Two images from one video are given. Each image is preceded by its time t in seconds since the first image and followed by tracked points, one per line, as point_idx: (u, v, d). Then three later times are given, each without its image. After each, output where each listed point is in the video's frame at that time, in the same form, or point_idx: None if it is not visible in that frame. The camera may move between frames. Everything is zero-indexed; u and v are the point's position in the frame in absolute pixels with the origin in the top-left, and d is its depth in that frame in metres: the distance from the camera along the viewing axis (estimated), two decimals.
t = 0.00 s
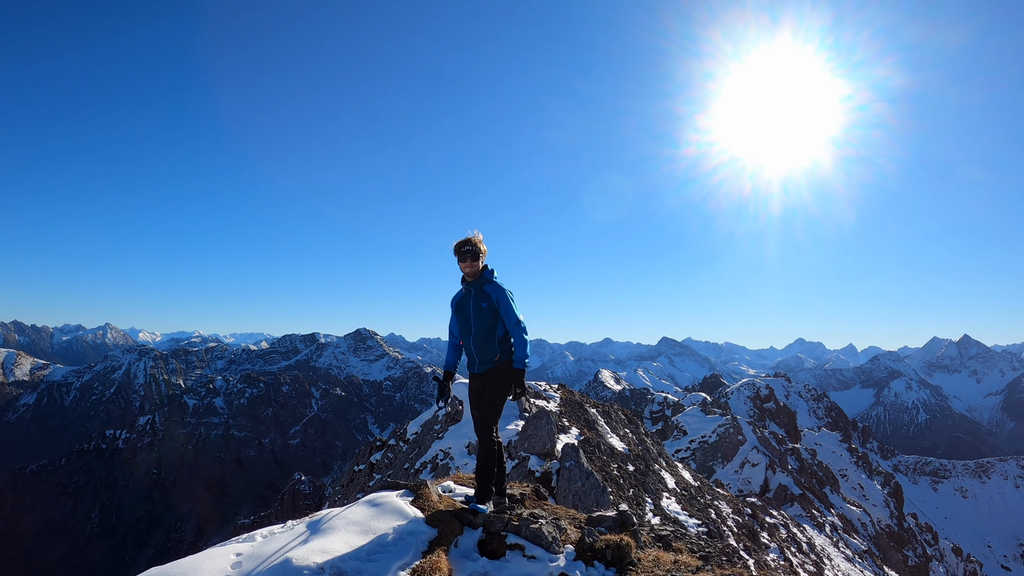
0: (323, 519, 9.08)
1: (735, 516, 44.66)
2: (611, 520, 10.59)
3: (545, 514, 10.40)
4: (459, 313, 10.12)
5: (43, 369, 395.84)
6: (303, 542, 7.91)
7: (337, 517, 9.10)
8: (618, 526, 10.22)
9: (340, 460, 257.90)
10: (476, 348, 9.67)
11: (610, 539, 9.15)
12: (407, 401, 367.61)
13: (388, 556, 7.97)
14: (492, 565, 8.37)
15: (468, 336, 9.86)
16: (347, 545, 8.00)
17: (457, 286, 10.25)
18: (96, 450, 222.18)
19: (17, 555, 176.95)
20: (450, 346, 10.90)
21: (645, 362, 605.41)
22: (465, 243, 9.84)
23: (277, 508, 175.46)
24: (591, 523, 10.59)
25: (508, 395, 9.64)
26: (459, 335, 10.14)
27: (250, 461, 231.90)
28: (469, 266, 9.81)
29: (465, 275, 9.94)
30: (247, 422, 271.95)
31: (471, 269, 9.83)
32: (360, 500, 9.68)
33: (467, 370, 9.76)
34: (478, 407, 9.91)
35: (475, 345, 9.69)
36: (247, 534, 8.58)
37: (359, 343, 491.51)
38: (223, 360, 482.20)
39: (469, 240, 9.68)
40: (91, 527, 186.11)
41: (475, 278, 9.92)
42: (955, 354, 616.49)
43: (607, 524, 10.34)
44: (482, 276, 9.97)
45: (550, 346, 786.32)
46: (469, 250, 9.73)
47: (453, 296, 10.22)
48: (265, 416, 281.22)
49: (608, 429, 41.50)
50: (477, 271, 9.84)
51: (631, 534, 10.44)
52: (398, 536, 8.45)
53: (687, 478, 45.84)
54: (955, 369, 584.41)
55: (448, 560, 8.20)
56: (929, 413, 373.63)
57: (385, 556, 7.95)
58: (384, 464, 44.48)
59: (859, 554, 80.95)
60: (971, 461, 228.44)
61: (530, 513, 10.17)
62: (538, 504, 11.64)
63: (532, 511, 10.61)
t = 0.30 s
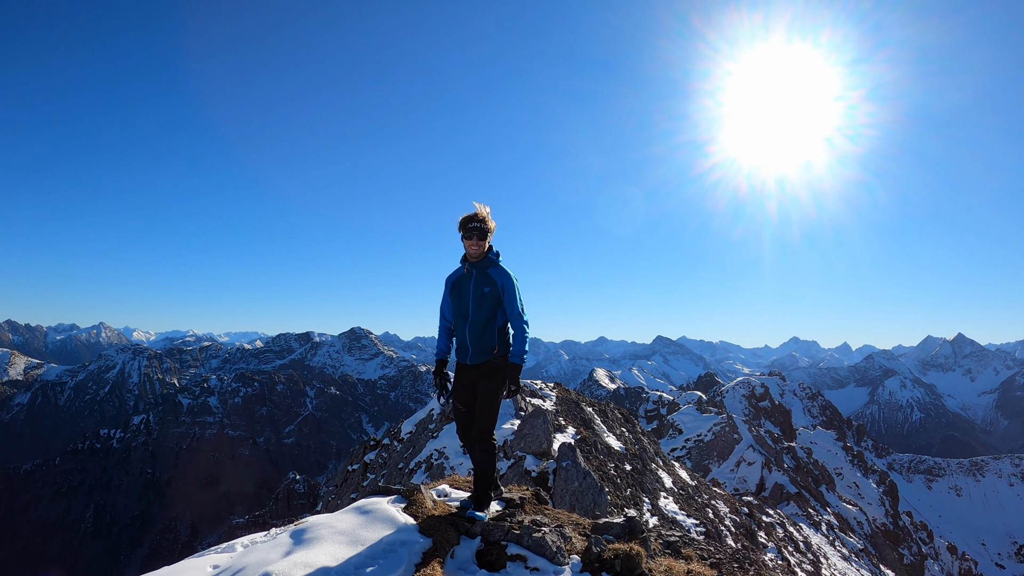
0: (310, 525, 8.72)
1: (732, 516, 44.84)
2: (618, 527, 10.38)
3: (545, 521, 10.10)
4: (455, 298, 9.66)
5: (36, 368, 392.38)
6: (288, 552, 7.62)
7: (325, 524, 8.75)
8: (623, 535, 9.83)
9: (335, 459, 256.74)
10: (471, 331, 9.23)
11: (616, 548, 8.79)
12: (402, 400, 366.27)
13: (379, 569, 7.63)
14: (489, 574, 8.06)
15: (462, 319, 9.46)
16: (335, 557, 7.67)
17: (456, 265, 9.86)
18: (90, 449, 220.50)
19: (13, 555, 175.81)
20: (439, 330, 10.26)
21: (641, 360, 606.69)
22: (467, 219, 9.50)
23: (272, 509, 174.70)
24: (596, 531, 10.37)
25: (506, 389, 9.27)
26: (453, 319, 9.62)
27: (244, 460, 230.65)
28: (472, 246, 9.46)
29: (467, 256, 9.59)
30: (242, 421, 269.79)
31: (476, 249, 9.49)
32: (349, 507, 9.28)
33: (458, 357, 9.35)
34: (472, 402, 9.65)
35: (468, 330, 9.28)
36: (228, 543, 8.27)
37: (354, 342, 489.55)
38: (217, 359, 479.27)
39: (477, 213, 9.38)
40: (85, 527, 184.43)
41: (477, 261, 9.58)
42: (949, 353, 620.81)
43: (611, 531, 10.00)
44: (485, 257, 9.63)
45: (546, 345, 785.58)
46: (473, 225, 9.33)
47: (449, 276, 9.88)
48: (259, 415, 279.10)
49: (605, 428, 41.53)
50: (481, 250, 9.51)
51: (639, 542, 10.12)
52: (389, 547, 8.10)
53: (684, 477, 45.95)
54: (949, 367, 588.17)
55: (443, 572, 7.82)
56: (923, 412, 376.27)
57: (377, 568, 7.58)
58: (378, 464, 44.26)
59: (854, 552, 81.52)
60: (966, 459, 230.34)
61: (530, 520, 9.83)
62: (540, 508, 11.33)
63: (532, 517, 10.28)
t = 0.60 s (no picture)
0: (294, 544, 7.37)
1: (728, 519, 44.78)
2: (624, 546, 9.38)
3: (546, 539, 9.38)
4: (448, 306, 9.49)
5: (29, 369, 389.01)
6: None
7: (309, 545, 7.37)
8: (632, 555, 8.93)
9: (329, 461, 255.08)
10: (469, 336, 9.06)
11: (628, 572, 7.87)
12: (396, 402, 365.07)
13: None
14: None
15: (459, 323, 9.24)
16: None
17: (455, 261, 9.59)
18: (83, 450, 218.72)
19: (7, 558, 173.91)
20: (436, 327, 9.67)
21: (636, 362, 608.26)
22: (469, 217, 9.23)
23: (265, 511, 173.82)
24: (599, 551, 9.27)
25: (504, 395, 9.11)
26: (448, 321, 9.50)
27: (238, 462, 229.90)
28: (475, 244, 9.18)
29: (470, 256, 9.33)
30: (236, 422, 268.33)
31: (479, 248, 9.24)
32: (335, 525, 8.02)
33: (453, 364, 9.09)
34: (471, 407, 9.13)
35: (468, 333, 9.11)
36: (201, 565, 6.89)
37: (348, 343, 488.06)
38: (211, 360, 476.36)
39: (484, 210, 9.12)
40: (77, 529, 182.54)
41: (479, 262, 9.37)
42: (943, 355, 625.82)
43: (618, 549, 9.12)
44: (488, 259, 9.47)
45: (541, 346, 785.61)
46: (477, 224, 9.09)
47: (447, 274, 9.58)
48: (253, 416, 277.53)
49: (601, 431, 41.48)
50: (483, 255, 9.37)
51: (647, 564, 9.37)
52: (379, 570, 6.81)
53: (681, 480, 45.98)
54: (943, 369, 592.23)
55: None
56: (917, 413, 378.97)
57: None
58: (372, 467, 43.85)
59: (850, 555, 81.74)
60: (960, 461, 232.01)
61: (533, 540, 8.88)
62: (538, 523, 10.60)
63: (533, 534, 9.46)
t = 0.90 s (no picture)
0: (278, 557, 7.14)
1: (725, 523, 44.87)
2: (627, 560, 9.05)
3: (542, 551, 9.16)
4: (431, 305, 8.91)
5: (24, 370, 385.82)
6: None
7: (294, 559, 7.10)
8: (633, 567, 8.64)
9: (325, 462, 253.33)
10: (459, 337, 8.65)
11: None
12: (391, 404, 363.67)
13: None
14: None
15: (446, 320, 8.78)
16: None
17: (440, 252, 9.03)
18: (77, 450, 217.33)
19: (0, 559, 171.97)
20: (421, 326, 8.87)
21: (631, 365, 608.58)
22: (455, 208, 8.72)
23: (259, 512, 173.12)
24: (599, 565, 9.06)
25: (496, 400, 8.88)
26: (433, 318, 8.94)
27: (233, 463, 228.92)
28: (464, 236, 8.66)
29: (458, 250, 8.85)
30: (231, 424, 266.71)
31: (468, 243, 8.73)
32: (320, 539, 7.73)
33: (441, 366, 8.61)
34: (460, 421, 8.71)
35: (458, 333, 8.65)
36: None
37: (343, 344, 486.36)
38: (206, 361, 473.59)
39: (472, 201, 8.56)
40: (72, 530, 181.02)
41: (469, 258, 8.89)
42: (938, 358, 629.49)
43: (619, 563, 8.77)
44: (478, 254, 9.04)
45: (537, 349, 784.13)
46: (466, 214, 8.58)
47: (432, 266, 8.96)
48: (248, 418, 275.74)
49: (597, 434, 41.41)
50: (473, 250, 8.87)
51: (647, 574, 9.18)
52: None
53: (677, 483, 46.01)
54: (938, 372, 594.97)
55: None
56: (912, 416, 380.72)
57: None
58: (366, 470, 43.62)
59: (846, 558, 81.93)
60: (955, 464, 233.40)
61: (528, 554, 8.48)
62: (535, 532, 10.42)
63: (529, 545, 9.24)
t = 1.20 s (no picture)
0: (255, 570, 6.72)
1: (722, 525, 44.85)
2: (630, 568, 8.67)
3: (542, 560, 8.70)
4: (415, 295, 7.93)
5: (20, 371, 384.32)
6: None
7: (272, 571, 6.52)
8: None
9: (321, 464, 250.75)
10: (448, 329, 7.84)
11: None
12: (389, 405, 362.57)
13: None
14: None
15: (432, 312, 7.90)
16: None
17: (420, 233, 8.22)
18: (74, 452, 216.83)
19: None
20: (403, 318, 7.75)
21: (628, 367, 609.07)
22: (438, 190, 8.01)
23: (255, 514, 172.41)
24: None
25: (489, 401, 8.37)
26: (415, 312, 7.95)
27: (230, 465, 227.89)
28: (449, 220, 7.99)
29: (443, 236, 8.11)
30: (227, 426, 265.74)
31: (455, 229, 8.07)
32: (300, 548, 7.27)
33: (428, 363, 7.73)
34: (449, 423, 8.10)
35: (446, 326, 7.85)
36: None
37: (340, 346, 485.42)
38: (203, 363, 472.09)
39: (457, 185, 7.93)
40: (69, 531, 179.87)
41: (456, 244, 8.18)
42: (935, 360, 631.69)
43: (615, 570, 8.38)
44: (466, 239, 8.29)
45: (534, 351, 784.12)
46: (454, 198, 7.89)
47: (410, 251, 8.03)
48: (245, 419, 274.78)
49: (594, 437, 41.26)
50: (459, 234, 8.19)
51: None
52: None
53: (675, 486, 46.03)
54: (935, 374, 597.03)
55: None
56: (909, 418, 382.22)
57: None
58: (361, 472, 43.46)
59: (844, 560, 82.20)
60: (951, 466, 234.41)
61: (523, 567, 8.00)
62: (531, 541, 10.17)
63: (526, 556, 8.92)
